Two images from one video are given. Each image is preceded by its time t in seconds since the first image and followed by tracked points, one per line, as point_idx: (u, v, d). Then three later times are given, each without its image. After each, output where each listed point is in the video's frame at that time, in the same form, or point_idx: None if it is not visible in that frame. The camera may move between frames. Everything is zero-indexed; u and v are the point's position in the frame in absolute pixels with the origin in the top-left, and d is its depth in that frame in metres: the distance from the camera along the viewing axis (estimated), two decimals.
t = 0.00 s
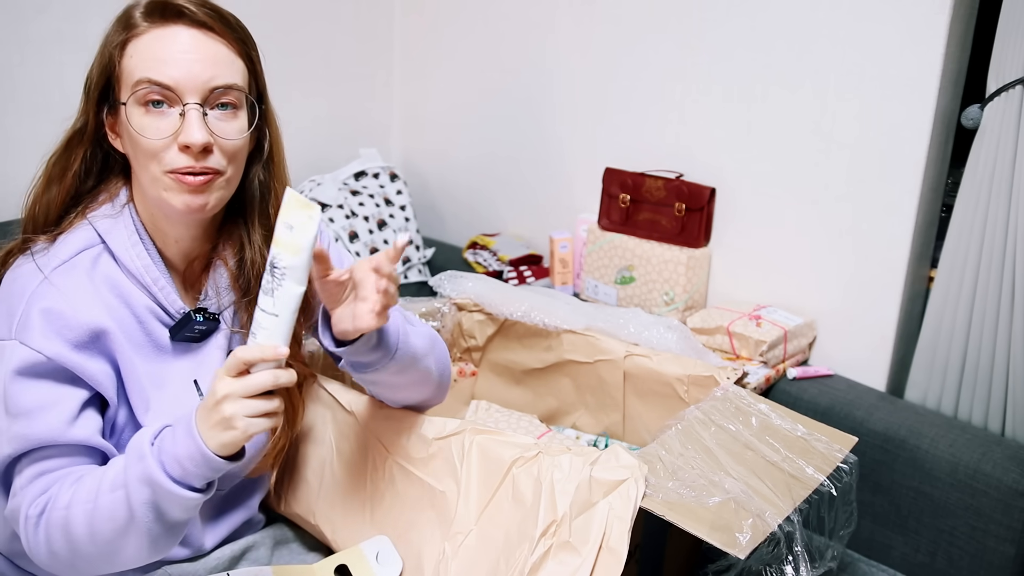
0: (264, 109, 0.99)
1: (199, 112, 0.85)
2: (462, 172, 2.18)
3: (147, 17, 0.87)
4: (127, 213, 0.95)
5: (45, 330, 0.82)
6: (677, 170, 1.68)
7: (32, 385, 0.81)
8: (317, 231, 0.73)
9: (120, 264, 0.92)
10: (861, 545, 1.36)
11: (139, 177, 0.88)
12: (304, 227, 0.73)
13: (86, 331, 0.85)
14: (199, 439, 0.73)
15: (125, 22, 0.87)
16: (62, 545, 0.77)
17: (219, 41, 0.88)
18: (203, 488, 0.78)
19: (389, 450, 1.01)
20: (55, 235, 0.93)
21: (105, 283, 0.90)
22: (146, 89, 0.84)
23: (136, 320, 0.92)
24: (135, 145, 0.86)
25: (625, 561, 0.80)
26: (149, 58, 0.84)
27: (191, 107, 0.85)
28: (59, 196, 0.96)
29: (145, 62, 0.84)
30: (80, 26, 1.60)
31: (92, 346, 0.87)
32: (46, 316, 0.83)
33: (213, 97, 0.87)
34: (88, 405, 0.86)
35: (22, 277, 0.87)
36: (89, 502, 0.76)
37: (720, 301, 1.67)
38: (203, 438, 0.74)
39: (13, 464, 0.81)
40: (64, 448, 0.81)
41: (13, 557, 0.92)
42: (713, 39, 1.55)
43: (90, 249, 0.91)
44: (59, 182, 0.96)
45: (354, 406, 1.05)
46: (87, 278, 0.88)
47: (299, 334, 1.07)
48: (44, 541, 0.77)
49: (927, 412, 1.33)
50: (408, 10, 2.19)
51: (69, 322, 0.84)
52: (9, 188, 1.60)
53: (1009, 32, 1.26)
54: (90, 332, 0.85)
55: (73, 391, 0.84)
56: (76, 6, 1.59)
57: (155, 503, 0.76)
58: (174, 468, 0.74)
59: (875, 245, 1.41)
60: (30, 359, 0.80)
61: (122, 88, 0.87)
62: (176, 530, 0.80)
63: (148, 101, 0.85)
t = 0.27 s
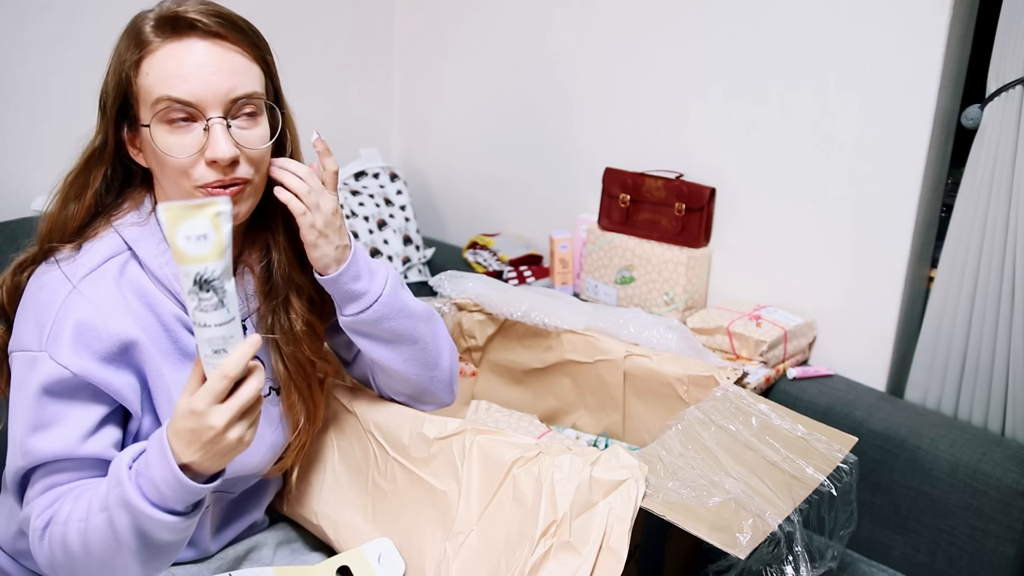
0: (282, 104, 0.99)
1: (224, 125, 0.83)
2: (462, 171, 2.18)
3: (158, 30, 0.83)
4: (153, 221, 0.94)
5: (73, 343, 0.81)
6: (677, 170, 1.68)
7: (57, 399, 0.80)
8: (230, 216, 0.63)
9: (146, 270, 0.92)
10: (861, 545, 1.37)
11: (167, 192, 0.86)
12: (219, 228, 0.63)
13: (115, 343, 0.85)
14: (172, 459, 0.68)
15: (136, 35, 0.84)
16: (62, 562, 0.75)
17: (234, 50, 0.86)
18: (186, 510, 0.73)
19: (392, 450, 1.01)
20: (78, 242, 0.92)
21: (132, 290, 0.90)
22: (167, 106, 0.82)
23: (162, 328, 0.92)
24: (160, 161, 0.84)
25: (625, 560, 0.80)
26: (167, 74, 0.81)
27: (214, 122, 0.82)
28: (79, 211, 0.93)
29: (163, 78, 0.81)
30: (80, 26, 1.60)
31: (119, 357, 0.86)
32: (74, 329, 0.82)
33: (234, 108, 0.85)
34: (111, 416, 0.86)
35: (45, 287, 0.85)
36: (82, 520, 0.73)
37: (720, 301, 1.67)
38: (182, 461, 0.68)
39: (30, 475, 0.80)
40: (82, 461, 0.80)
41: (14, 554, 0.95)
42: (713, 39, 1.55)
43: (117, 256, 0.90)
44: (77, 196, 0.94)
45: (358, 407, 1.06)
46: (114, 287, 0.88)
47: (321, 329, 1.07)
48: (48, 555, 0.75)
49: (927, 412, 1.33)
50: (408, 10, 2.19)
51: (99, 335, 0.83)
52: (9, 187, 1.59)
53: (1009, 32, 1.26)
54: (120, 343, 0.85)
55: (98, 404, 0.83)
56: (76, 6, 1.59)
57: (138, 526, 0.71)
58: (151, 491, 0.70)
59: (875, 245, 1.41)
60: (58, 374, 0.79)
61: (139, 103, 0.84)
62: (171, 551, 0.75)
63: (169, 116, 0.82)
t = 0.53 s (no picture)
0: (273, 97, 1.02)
1: (230, 129, 0.85)
2: (462, 172, 2.17)
3: (154, 36, 0.83)
4: (153, 222, 0.93)
5: (74, 349, 0.82)
6: (677, 170, 1.68)
7: (60, 404, 0.81)
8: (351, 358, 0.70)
9: (148, 272, 0.91)
10: (861, 545, 1.37)
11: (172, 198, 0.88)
12: (335, 362, 0.70)
13: (116, 348, 0.85)
14: (195, 483, 0.76)
15: (130, 41, 0.84)
16: (73, 564, 0.79)
17: (231, 51, 0.87)
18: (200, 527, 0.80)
19: (392, 449, 1.01)
20: (78, 247, 0.91)
21: (133, 293, 0.89)
22: (170, 113, 0.83)
23: (164, 330, 0.91)
24: (165, 167, 0.86)
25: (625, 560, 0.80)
26: (168, 81, 0.82)
27: (221, 126, 0.85)
28: (71, 217, 0.92)
29: (166, 86, 0.83)
30: (80, 26, 1.60)
31: (122, 362, 0.86)
32: (74, 335, 0.82)
33: (237, 109, 0.87)
34: (114, 422, 0.86)
35: (48, 292, 0.85)
36: (95, 528, 0.77)
37: (720, 301, 1.67)
38: (202, 488, 0.77)
39: (37, 479, 0.83)
40: (85, 468, 0.82)
41: (14, 553, 0.95)
42: (713, 39, 1.55)
43: (118, 259, 0.90)
44: (69, 203, 0.92)
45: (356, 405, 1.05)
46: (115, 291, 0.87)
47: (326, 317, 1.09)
48: (58, 558, 0.79)
49: (927, 412, 1.33)
50: (408, 10, 2.19)
51: (100, 341, 0.84)
52: (9, 188, 1.59)
53: (1010, 32, 1.26)
54: (121, 348, 0.85)
55: (102, 410, 0.84)
56: (76, 6, 1.59)
57: (155, 538, 0.78)
58: (171, 508, 0.77)
59: (875, 245, 1.41)
60: (59, 382, 0.80)
61: (138, 111, 0.85)
62: (180, 559, 0.81)
63: (173, 124, 0.84)
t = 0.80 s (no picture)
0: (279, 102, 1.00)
1: (251, 127, 0.84)
2: (462, 172, 2.17)
3: (176, 35, 0.83)
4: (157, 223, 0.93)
5: (76, 348, 0.82)
6: (677, 170, 1.68)
7: (63, 404, 0.81)
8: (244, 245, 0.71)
9: (150, 274, 0.92)
10: (862, 545, 1.37)
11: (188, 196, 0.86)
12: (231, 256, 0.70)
13: (117, 348, 0.85)
14: (213, 472, 0.73)
15: (150, 40, 0.83)
16: (81, 564, 0.78)
17: (253, 51, 0.87)
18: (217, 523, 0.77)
19: (392, 449, 1.01)
20: (81, 248, 0.92)
21: (135, 294, 0.90)
22: (191, 111, 0.82)
23: (166, 331, 0.92)
24: (181, 165, 0.84)
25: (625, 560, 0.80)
26: (191, 79, 0.82)
27: (242, 124, 0.84)
28: (78, 218, 0.93)
29: (187, 84, 0.82)
30: (80, 26, 1.60)
31: (123, 362, 0.86)
32: (76, 334, 0.82)
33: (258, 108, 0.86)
34: (116, 422, 0.86)
35: (50, 292, 0.86)
36: (107, 526, 0.77)
37: (720, 301, 1.67)
38: (221, 475, 0.73)
39: (39, 480, 0.82)
40: (88, 468, 0.82)
41: (14, 553, 0.95)
42: (713, 39, 1.55)
43: (120, 261, 0.90)
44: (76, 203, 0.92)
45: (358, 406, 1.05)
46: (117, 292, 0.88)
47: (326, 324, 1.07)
48: (63, 558, 0.78)
49: (927, 412, 1.33)
50: (408, 10, 2.19)
51: (101, 341, 0.84)
52: (9, 187, 1.59)
53: (1010, 31, 1.26)
54: (122, 349, 0.85)
55: (102, 410, 0.84)
56: (76, 6, 1.59)
57: (169, 533, 0.76)
58: (190, 504, 0.75)
59: (875, 246, 1.41)
60: (60, 381, 0.80)
61: (156, 109, 0.84)
62: (192, 557, 0.80)
63: (194, 121, 0.83)
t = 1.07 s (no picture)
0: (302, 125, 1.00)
1: (247, 149, 0.84)
2: (462, 172, 2.17)
3: (179, 52, 0.84)
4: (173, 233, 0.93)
5: (82, 362, 0.81)
6: (677, 170, 1.68)
7: (67, 416, 0.81)
8: (361, 380, 0.66)
9: (164, 285, 0.91)
10: (861, 545, 1.37)
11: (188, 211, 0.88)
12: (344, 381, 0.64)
13: (125, 364, 0.84)
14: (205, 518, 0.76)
15: (156, 57, 0.85)
16: (70, 572, 0.81)
17: (255, 70, 0.87)
18: (201, 563, 0.79)
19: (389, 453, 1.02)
20: (97, 255, 0.91)
21: (147, 305, 0.89)
22: (190, 129, 0.83)
23: (177, 344, 0.91)
24: (182, 181, 0.86)
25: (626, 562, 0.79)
26: (189, 98, 0.82)
27: (237, 145, 0.84)
28: (95, 228, 0.92)
29: (186, 103, 0.82)
30: (80, 26, 1.60)
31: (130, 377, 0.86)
32: (83, 348, 0.82)
33: (258, 129, 0.86)
34: (120, 435, 0.86)
35: (62, 300, 0.85)
36: (96, 545, 0.78)
37: (720, 301, 1.67)
38: (211, 525, 0.76)
39: (36, 483, 0.83)
40: (86, 480, 0.83)
41: (13, 552, 0.95)
42: (713, 39, 1.55)
43: (134, 271, 0.89)
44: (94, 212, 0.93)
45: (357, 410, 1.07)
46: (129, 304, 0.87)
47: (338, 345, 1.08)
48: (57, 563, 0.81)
49: (927, 412, 1.33)
50: (408, 9, 2.19)
51: (108, 356, 0.83)
52: (9, 188, 1.59)
53: (1010, 31, 1.26)
54: (132, 364, 0.85)
55: (106, 424, 0.84)
56: (75, 6, 1.59)
57: (154, 565, 0.78)
58: (179, 543, 0.77)
59: (875, 246, 1.41)
60: (65, 396, 0.80)
61: (162, 124, 0.86)
62: None
63: (193, 139, 0.84)
